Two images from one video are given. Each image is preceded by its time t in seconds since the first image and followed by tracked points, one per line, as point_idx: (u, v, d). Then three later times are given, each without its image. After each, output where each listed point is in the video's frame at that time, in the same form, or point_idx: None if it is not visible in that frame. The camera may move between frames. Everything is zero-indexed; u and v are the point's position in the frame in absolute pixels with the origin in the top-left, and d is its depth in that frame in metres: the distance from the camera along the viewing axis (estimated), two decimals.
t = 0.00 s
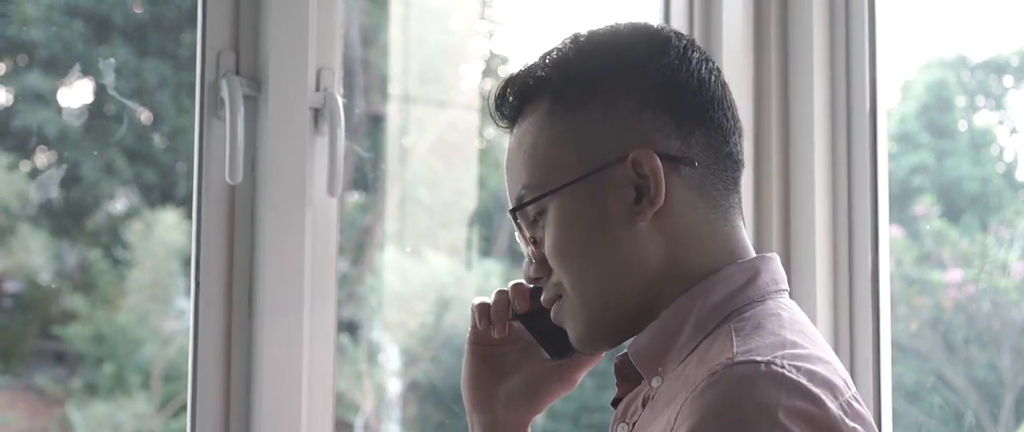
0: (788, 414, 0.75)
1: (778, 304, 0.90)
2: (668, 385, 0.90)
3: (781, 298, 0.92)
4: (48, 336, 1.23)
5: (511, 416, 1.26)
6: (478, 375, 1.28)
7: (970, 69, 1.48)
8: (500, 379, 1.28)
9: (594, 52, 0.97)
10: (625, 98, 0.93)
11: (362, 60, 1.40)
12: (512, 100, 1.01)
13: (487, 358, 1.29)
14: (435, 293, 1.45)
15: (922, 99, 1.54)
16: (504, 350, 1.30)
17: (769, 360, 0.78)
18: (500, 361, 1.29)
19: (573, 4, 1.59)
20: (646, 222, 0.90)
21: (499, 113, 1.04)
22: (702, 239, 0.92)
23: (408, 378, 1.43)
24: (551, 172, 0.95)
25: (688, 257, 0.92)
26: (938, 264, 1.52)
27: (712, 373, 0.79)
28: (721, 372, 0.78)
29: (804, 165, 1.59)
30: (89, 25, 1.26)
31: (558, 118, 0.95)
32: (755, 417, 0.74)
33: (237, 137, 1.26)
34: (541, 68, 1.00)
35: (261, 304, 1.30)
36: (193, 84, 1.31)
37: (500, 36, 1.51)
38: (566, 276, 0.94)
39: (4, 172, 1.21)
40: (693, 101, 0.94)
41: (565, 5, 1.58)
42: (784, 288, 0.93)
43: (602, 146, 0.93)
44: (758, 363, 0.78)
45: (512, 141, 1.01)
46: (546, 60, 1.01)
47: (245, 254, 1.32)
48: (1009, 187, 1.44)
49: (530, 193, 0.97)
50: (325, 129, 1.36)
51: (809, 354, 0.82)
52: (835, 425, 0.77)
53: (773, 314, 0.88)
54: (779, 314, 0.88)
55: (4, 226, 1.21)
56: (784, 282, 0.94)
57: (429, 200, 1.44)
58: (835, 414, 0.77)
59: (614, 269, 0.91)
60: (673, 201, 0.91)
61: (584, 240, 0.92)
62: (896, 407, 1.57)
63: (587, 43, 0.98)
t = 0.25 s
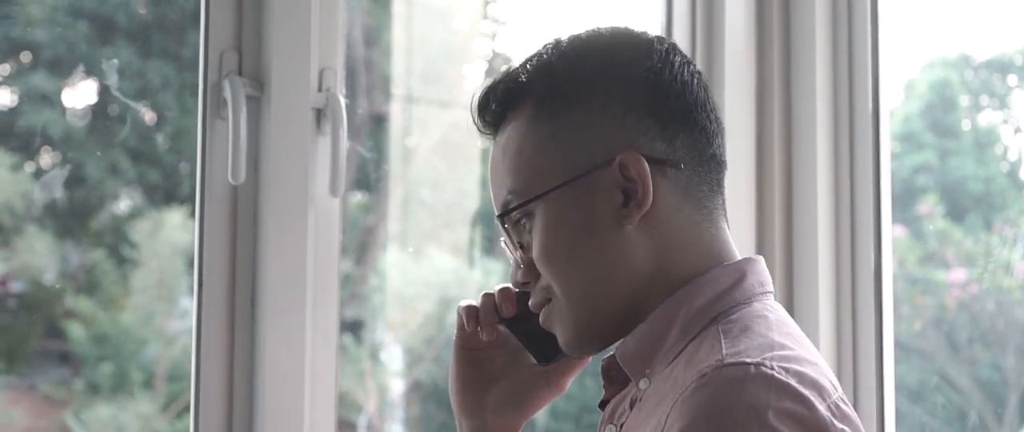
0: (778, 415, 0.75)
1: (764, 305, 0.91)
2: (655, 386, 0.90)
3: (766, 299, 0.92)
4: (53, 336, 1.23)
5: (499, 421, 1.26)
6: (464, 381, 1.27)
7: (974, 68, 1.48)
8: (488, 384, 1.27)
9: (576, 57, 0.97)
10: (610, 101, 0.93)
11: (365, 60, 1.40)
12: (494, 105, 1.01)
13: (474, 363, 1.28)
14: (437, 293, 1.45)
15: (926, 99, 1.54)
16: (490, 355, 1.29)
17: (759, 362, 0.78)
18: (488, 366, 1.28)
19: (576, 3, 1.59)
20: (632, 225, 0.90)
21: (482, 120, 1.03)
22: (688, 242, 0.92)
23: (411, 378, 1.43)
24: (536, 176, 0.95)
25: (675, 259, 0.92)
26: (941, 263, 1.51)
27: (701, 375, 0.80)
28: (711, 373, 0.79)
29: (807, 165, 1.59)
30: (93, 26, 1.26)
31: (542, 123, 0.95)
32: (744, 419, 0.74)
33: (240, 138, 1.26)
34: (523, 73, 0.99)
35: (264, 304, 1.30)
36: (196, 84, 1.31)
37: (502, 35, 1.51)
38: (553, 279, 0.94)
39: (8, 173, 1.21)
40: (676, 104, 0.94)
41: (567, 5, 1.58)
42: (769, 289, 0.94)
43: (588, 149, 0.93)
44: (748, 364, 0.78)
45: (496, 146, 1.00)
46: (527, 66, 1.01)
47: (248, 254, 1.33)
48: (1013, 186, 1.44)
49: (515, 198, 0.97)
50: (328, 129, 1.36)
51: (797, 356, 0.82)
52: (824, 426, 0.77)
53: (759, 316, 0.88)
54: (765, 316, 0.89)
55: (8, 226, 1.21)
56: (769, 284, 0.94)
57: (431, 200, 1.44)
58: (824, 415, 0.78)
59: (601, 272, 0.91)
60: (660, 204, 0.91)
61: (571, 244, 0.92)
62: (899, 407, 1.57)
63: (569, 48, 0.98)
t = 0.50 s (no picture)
0: (761, 416, 0.76)
1: (743, 307, 0.92)
2: (636, 386, 0.90)
3: (745, 301, 0.93)
4: (52, 336, 1.23)
5: None
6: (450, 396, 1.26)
7: (974, 69, 1.48)
8: (474, 397, 1.27)
9: (556, 61, 0.97)
10: (593, 104, 0.94)
11: (364, 61, 1.40)
12: (472, 110, 1.01)
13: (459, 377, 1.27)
14: (437, 293, 1.45)
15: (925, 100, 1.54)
16: (474, 367, 1.29)
17: (741, 364, 0.79)
18: (473, 378, 1.28)
19: (576, 4, 1.59)
20: (616, 227, 0.91)
21: (460, 126, 1.03)
22: (669, 244, 0.93)
23: (410, 378, 1.43)
24: (519, 180, 0.94)
25: (657, 261, 0.93)
26: (941, 264, 1.51)
27: (685, 376, 0.80)
28: (695, 374, 0.80)
29: (806, 166, 1.59)
30: (93, 27, 1.26)
31: (524, 127, 0.95)
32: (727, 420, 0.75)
33: (239, 139, 1.26)
34: (502, 78, 0.99)
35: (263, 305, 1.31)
36: (196, 85, 1.31)
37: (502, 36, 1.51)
38: (537, 283, 0.93)
39: (8, 173, 1.21)
40: (656, 108, 0.96)
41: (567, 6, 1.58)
42: (747, 291, 0.95)
43: (572, 152, 0.93)
44: (731, 366, 0.79)
45: (475, 152, 1.00)
46: (505, 70, 1.00)
47: (247, 255, 1.33)
48: (1012, 187, 1.43)
49: (497, 202, 0.96)
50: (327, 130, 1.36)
51: (778, 357, 0.83)
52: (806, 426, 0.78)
53: (740, 317, 0.89)
54: (745, 316, 0.90)
55: (8, 226, 1.22)
56: (747, 285, 0.95)
57: (431, 201, 1.44)
58: (806, 416, 0.79)
59: (586, 275, 0.91)
60: (642, 206, 0.92)
61: (555, 247, 0.92)
62: (898, 407, 1.57)
63: (548, 52, 0.99)
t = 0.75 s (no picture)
0: (747, 417, 0.76)
1: (730, 309, 0.92)
2: (622, 387, 0.90)
3: (732, 303, 0.93)
4: (50, 337, 1.23)
5: None
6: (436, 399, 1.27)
7: (971, 70, 1.48)
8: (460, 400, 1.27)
9: (542, 65, 0.97)
10: (579, 108, 0.94)
11: (362, 61, 1.40)
12: (460, 113, 1.01)
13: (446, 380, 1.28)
14: (434, 293, 1.45)
15: (923, 100, 1.54)
16: (461, 370, 1.29)
17: (727, 365, 0.80)
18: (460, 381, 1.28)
19: (574, 4, 1.59)
20: (602, 230, 0.91)
21: (448, 130, 1.03)
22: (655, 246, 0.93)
23: (408, 378, 1.43)
24: (506, 183, 0.95)
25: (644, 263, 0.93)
26: (938, 264, 1.51)
27: (671, 377, 0.81)
28: (681, 375, 0.80)
29: (803, 166, 1.59)
30: (90, 27, 1.26)
31: (511, 130, 0.95)
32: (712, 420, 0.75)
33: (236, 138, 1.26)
34: (489, 81, 0.99)
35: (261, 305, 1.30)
36: (193, 85, 1.31)
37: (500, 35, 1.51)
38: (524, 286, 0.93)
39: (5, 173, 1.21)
40: (643, 111, 0.95)
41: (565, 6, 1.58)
42: (734, 293, 0.95)
43: (558, 155, 0.93)
44: (716, 367, 0.79)
45: (464, 155, 1.00)
46: (492, 74, 1.00)
47: (244, 255, 1.33)
48: (1010, 187, 1.43)
49: (485, 205, 0.96)
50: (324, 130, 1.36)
51: (764, 359, 0.84)
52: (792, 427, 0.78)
53: (726, 319, 0.90)
54: (731, 319, 0.90)
55: (6, 226, 1.21)
56: (734, 288, 0.95)
57: (428, 201, 1.45)
58: (792, 417, 0.79)
59: (572, 277, 0.91)
60: (628, 208, 0.92)
61: (542, 250, 0.92)
62: (895, 407, 1.57)
63: (535, 55, 0.98)
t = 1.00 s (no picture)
0: (735, 416, 0.77)
1: (721, 309, 0.92)
2: (615, 385, 0.90)
3: (724, 303, 0.93)
4: (47, 336, 1.23)
5: None
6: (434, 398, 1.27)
7: (969, 70, 1.48)
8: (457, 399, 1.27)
9: (533, 69, 0.97)
10: (570, 109, 0.94)
11: (360, 60, 1.40)
12: (453, 118, 1.01)
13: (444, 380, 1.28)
14: (432, 293, 1.45)
15: (921, 101, 1.54)
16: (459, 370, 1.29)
17: (716, 364, 0.80)
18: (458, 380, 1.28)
19: (572, 4, 1.60)
20: (593, 230, 0.91)
21: (442, 135, 1.03)
22: (647, 246, 0.93)
23: (406, 377, 1.43)
24: (499, 185, 0.95)
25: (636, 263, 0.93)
26: (936, 264, 1.52)
27: (660, 376, 0.81)
28: (670, 374, 0.80)
29: (801, 166, 1.59)
30: (88, 26, 1.26)
31: (503, 133, 0.95)
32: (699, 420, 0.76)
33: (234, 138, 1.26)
34: (481, 86, 0.99)
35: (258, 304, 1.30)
36: (191, 84, 1.31)
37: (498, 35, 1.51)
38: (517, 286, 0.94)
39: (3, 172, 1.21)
40: (633, 112, 0.95)
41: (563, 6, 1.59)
42: (726, 294, 0.95)
43: (550, 156, 0.93)
44: (704, 366, 0.79)
45: (458, 159, 1.00)
46: (484, 79, 1.00)
47: (242, 254, 1.33)
48: (1007, 188, 1.44)
49: (478, 207, 0.96)
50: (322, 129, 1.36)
51: (754, 358, 0.84)
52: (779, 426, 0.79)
53: (717, 319, 0.90)
54: (722, 319, 0.90)
55: (3, 225, 1.21)
56: (726, 288, 0.96)
57: (426, 200, 1.45)
58: (779, 416, 0.79)
59: (564, 277, 0.91)
60: (619, 208, 0.92)
61: (534, 251, 0.92)
62: (893, 407, 1.58)
63: (526, 59, 0.98)
